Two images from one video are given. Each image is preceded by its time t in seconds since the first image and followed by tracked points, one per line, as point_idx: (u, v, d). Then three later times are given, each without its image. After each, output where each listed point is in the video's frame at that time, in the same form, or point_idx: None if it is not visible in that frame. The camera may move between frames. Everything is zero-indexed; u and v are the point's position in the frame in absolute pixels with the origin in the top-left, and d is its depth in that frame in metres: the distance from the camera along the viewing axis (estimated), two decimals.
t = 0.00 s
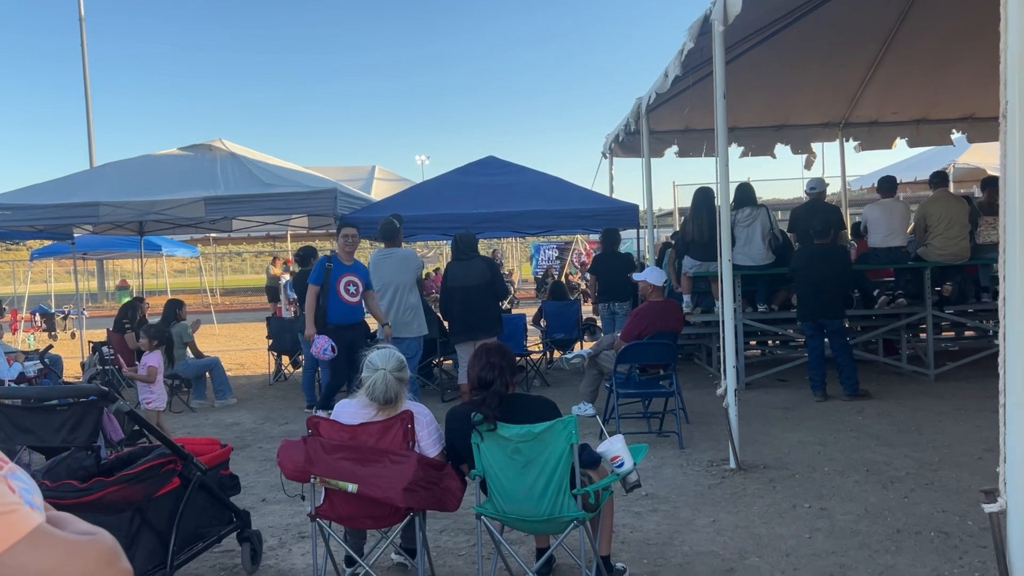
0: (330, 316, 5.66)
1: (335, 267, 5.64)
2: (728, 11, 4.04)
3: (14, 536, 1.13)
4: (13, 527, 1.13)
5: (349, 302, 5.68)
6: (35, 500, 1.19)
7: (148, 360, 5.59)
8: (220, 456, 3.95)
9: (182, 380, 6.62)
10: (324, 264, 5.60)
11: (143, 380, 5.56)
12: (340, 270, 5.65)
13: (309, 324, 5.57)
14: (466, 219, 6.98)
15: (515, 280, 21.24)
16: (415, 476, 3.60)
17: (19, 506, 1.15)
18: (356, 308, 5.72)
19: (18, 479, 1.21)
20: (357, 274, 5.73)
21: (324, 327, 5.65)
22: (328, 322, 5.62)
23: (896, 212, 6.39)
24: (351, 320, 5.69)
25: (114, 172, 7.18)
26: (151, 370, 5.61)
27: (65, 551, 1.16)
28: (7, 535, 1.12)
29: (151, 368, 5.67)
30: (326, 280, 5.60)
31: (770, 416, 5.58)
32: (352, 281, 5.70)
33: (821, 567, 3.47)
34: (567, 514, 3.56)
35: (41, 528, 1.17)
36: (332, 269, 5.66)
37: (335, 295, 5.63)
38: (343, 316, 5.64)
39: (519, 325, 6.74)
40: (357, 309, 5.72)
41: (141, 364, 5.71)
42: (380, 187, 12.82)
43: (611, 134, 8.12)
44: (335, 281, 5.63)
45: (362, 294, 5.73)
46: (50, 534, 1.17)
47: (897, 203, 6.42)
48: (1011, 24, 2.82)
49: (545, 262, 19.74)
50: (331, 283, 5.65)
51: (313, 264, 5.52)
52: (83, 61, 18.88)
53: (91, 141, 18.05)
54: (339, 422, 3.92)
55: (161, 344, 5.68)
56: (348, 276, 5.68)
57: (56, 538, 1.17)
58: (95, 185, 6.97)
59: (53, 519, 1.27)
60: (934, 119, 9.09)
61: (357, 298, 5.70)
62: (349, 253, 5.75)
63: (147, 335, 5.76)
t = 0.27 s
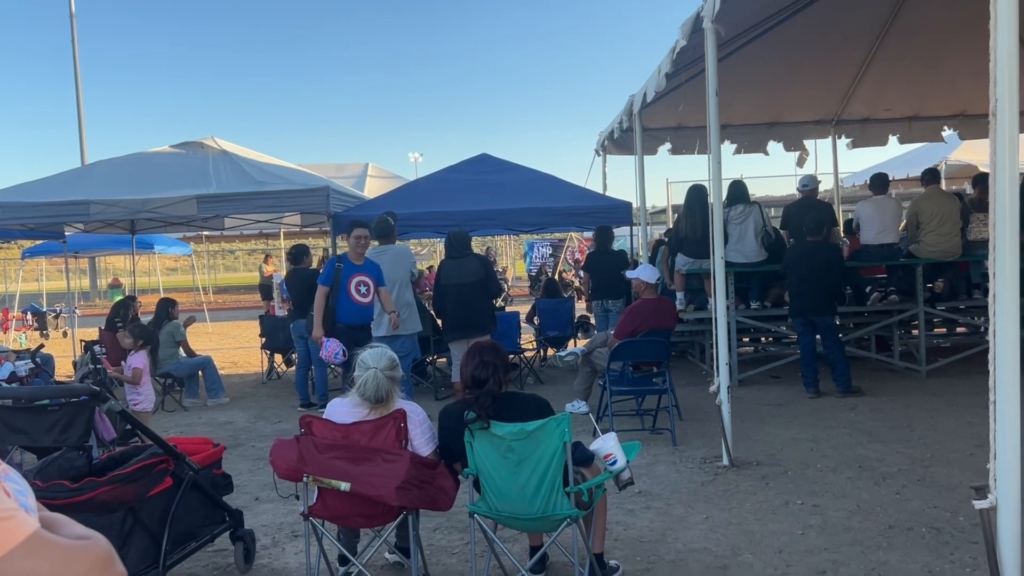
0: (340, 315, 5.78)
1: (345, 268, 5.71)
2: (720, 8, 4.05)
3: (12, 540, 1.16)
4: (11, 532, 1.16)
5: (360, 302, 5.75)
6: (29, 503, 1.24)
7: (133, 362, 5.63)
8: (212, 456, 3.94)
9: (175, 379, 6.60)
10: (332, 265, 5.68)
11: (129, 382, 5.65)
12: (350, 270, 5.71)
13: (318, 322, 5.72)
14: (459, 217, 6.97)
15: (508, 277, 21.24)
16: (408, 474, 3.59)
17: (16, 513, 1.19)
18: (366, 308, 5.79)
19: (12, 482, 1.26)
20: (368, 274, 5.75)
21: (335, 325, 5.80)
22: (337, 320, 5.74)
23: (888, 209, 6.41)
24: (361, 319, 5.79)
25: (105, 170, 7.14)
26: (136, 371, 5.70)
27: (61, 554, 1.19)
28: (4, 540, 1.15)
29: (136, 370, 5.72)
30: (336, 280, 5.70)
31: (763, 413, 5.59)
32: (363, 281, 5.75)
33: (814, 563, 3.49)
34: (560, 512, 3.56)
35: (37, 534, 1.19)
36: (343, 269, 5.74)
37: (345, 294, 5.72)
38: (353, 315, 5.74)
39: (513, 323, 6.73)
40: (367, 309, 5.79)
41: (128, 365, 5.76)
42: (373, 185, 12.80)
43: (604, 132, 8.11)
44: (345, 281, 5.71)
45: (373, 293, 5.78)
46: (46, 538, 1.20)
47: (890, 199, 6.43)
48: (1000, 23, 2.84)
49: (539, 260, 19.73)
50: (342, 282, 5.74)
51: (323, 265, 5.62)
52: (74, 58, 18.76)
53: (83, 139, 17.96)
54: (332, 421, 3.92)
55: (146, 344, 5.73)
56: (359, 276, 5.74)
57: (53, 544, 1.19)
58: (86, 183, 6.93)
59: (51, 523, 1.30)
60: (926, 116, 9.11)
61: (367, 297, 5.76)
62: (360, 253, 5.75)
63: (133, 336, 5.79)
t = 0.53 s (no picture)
0: (349, 314, 5.68)
1: (349, 265, 5.62)
2: (711, 6, 4.04)
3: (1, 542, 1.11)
4: None
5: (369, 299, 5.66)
6: (17, 503, 1.19)
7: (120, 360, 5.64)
8: (203, 454, 3.92)
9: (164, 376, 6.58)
10: (338, 263, 5.60)
11: (116, 380, 5.65)
12: (355, 267, 5.63)
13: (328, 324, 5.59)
14: (450, 214, 6.96)
15: (500, 274, 21.24)
16: (399, 472, 3.58)
17: (5, 513, 1.15)
18: (376, 304, 5.69)
19: None
20: (373, 269, 5.67)
21: (345, 325, 5.69)
22: (347, 319, 5.64)
23: (878, 206, 6.43)
24: (372, 316, 5.68)
25: (94, 167, 7.10)
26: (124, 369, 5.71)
27: (52, 555, 1.15)
28: None
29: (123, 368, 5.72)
30: (341, 279, 5.60)
31: (753, 409, 5.61)
32: (370, 277, 5.66)
33: (804, 558, 3.50)
34: (551, 509, 3.57)
35: (28, 534, 1.15)
36: (346, 267, 5.65)
37: (352, 292, 5.63)
38: (363, 312, 5.64)
39: (504, 320, 6.73)
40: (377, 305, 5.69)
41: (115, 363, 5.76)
42: (364, 182, 12.76)
43: (596, 129, 8.11)
44: (350, 279, 5.62)
45: (381, 289, 5.71)
46: (36, 540, 1.15)
47: (879, 196, 6.47)
48: (989, 22, 2.85)
49: (531, 256, 19.73)
50: (347, 281, 5.64)
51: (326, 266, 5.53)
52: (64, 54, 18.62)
53: (72, 135, 17.85)
54: (322, 419, 3.91)
55: (133, 341, 5.73)
56: (365, 272, 5.65)
57: (44, 545, 1.15)
58: (75, 180, 6.89)
59: (36, 522, 1.25)
60: (915, 114, 9.14)
61: (375, 293, 5.67)
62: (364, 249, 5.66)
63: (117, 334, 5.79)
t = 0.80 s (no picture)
0: (359, 313, 5.58)
1: (362, 262, 5.56)
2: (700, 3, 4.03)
3: None
4: None
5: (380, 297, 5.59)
6: None
7: (108, 355, 5.63)
8: (191, 452, 3.90)
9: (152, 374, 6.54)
10: (352, 259, 5.54)
11: (104, 375, 5.61)
12: (367, 264, 5.58)
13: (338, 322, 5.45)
14: (439, 211, 6.94)
15: (490, 270, 21.22)
16: (388, 470, 3.57)
17: None
18: (388, 302, 5.61)
19: None
20: (385, 267, 5.65)
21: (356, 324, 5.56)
22: (357, 318, 5.53)
23: (867, 202, 6.44)
24: (383, 315, 5.58)
25: (80, 163, 7.04)
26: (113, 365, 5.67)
27: (37, 559, 1.11)
28: None
29: (111, 363, 5.69)
30: (353, 276, 5.54)
31: (742, 405, 5.62)
32: (382, 274, 5.63)
33: (792, 554, 3.52)
34: (541, 506, 3.56)
35: (11, 537, 1.11)
36: (359, 265, 5.60)
37: (363, 290, 5.57)
38: (374, 311, 5.54)
39: (494, 316, 6.73)
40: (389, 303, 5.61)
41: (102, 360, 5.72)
42: (353, 178, 12.72)
43: (585, 125, 8.10)
44: (362, 276, 5.56)
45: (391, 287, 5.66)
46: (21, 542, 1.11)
47: (867, 192, 6.48)
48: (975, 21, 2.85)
49: (521, 252, 19.71)
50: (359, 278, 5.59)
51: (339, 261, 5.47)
52: (50, 48, 18.44)
53: (59, 130, 17.68)
54: (312, 418, 3.88)
55: (120, 337, 5.72)
56: (377, 270, 5.61)
57: (29, 549, 1.11)
58: (61, 176, 6.83)
59: (21, 524, 1.20)
60: (903, 110, 9.17)
61: (387, 291, 5.62)
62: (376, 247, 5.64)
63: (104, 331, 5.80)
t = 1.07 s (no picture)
0: (381, 310, 5.07)
1: (383, 255, 5.06)
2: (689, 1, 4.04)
3: None
4: None
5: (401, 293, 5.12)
6: None
7: (97, 349, 5.61)
8: (179, 450, 3.88)
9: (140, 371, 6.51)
10: (373, 251, 5.03)
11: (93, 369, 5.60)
12: (388, 257, 5.08)
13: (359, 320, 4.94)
14: (428, 207, 6.93)
15: (478, 266, 21.19)
16: (378, 467, 3.57)
17: None
18: (411, 298, 5.16)
19: None
20: (406, 260, 5.17)
21: (377, 323, 5.03)
22: (380, 316, 5.02)
23: (854, 199, 6.48)
24: (405, 312, 5.12)
25: (65, 158, 6.98)
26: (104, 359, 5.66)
27: (21, 561, 1.04)
28: None
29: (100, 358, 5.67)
30: (373, 270, 5.01)
31: (730, 401, 5.65)
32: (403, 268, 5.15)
33: (780, 550, 3.55)
34: (530, 503, 3.57)
35: None
36: (379, 258, 5.08)
37: (385, 285, 5.06)
38: (397, 309, 5.06)
39: (482, 313, 6.73)
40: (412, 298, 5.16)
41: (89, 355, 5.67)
42: (341, 175, 12.66)
43: (574, 122, 8.10)
44: (384, 270, 5.05)
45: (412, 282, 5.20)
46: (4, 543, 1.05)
47: (854, 189, 6.51)
48: (961, 20, 2.88)
49: (509, 249, 19.69)
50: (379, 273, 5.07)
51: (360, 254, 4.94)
52: (34, 42, 18.24)
53: (43, 125, 17.50)
54: (300, 415, 3.87)
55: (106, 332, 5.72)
56: (399, 263, 5.14)
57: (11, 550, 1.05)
58: (46, 171, 6.76)
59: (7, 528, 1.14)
60: (890, 107, 9.22)
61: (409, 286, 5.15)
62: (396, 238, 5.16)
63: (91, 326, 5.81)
